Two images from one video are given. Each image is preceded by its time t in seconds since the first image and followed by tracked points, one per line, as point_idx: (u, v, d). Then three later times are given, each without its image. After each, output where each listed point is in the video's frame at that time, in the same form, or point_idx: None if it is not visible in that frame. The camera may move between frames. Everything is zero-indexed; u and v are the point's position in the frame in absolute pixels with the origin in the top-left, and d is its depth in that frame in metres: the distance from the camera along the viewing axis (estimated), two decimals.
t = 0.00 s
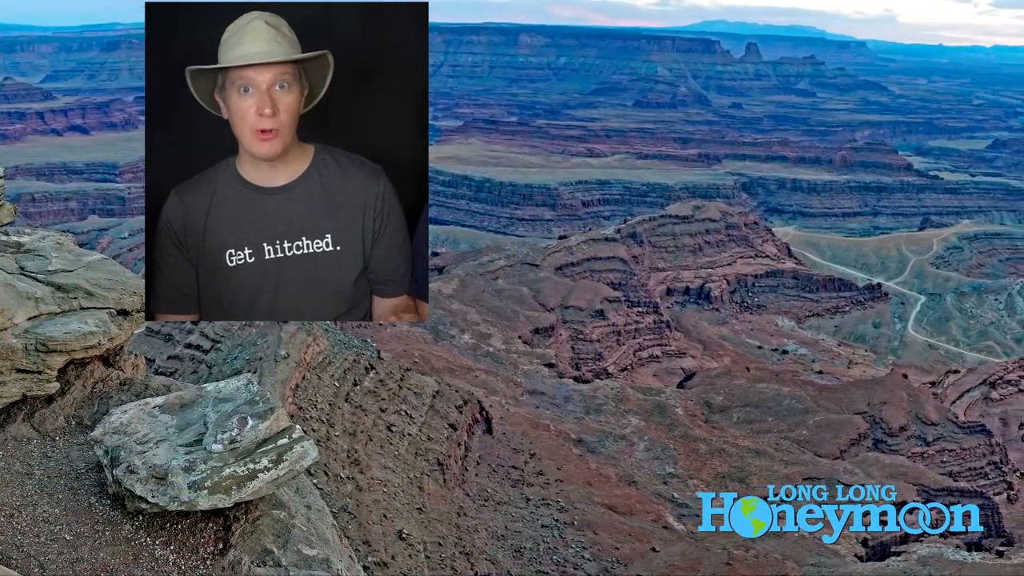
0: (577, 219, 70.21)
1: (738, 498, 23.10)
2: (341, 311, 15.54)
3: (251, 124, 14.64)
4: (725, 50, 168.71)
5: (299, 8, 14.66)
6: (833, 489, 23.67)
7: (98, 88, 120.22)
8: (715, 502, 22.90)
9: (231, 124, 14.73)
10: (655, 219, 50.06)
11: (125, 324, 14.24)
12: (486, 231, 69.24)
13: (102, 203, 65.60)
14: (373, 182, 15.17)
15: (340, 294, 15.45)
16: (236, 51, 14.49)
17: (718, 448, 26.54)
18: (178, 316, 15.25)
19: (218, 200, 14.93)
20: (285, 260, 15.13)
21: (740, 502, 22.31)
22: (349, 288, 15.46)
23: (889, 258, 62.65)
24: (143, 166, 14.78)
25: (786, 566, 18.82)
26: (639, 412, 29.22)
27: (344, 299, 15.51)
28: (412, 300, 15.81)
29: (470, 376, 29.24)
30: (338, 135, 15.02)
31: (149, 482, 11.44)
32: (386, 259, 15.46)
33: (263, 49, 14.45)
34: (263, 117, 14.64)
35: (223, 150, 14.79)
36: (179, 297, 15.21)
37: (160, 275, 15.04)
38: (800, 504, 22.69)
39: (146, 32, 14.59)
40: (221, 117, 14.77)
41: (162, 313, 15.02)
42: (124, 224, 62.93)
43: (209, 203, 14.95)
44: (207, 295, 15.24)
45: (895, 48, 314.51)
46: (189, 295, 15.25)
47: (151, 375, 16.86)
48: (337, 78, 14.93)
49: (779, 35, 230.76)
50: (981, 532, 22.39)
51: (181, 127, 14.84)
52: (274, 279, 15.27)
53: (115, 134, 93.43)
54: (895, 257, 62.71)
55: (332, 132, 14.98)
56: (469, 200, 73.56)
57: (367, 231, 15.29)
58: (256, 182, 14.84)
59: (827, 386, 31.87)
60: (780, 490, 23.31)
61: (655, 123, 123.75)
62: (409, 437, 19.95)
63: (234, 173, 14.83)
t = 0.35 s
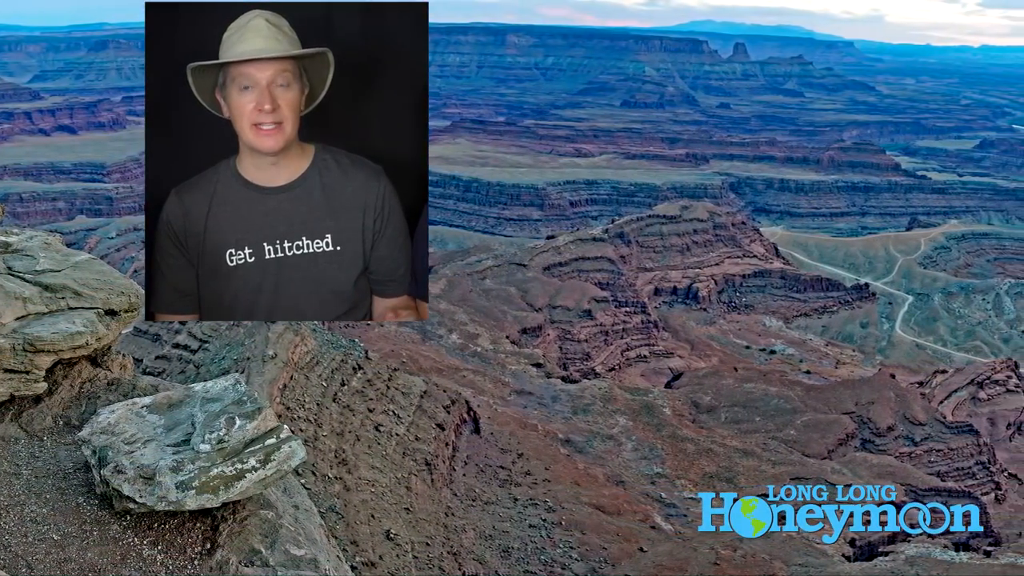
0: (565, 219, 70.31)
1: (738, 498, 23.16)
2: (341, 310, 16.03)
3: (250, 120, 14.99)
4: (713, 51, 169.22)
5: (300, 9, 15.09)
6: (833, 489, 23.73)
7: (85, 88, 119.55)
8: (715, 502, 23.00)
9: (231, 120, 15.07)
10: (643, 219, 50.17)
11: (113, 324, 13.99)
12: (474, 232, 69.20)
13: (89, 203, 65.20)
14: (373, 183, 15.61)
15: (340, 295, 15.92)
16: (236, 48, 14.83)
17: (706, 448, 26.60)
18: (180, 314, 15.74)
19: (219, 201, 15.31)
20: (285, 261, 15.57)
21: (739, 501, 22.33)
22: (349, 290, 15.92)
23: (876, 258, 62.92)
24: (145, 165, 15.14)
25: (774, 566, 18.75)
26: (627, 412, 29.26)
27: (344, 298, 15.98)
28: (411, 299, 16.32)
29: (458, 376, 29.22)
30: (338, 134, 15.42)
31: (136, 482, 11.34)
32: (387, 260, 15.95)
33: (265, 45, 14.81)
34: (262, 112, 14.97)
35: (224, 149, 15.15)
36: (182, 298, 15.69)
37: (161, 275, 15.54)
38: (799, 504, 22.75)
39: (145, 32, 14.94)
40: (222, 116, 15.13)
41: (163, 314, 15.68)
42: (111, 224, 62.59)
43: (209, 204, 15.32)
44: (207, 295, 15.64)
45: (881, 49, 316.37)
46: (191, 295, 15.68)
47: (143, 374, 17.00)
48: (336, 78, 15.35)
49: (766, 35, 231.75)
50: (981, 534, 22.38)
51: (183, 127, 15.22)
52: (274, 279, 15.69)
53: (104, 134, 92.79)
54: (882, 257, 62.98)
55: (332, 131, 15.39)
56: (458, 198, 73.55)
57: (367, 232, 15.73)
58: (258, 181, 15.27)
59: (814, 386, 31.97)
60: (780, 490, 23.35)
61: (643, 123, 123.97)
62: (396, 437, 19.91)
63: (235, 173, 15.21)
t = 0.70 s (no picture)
0: (553, 219, 70.35)
1: (738, 498, 23.22)
2: (341, 309, 17.02)
3: (250, 119, 15.97)
4: (701, 51, 169.56)
5: (301, 9, 16.13)
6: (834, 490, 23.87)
7: (72, 88, 118.83)
8: (715, 501, 23.13)
9: (233, 120, 16.08)
10: (630, 219, 50.25)
11: (101, 324, 13.86)
12: (463, 232, 69.10)
13: (76, 204, 64.84)
14: (373, 183, 16.59)
15: (340, 295, 16.94)
16: (237, 49, 15.84)
17: (694, 448, 26.64)
18: (183, 315, 16.93)
19: (219, 201, 16.36)
20: (286, 260, 16.62)
21: (739, 502, 22.38)
22: (349, 290, 16.93)
23: (864, 258, 63.16)
24: (151, 166, 16.24)
25: (762, 566, 18.78)
26: (615, 412, 29.27)
27: (344, 297, 16.96)
28: (410, 299, 17.36)
29: (445, 376, 29.18)
30: (340, 135, 16.42)
31: (124, 482, 11.20)
32: (386, 261, 16.97)
33: (263, 44, 15.79)
34: (260, 112, 15.95)
35: (223, 149, 16.19)
36: (185, 295, 16.84)
37: (165, 275, 16.73)
38: (799, 504, 22.88)
39: (150, 37, 16.13)
40: (222, 116, 16.18)
41: (164, 314, 16.93)
42: (99, 224, 62.32)
43: (210, 206, 16.39)
44: (210, 295, 16.77)
45: (868, 49, 317.43)
46: (195, 294, 16.82)
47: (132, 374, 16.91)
48: (336, 78, 16.38)
49: (754, 35, 232.46)
50: (981, 531, 22.59)
51: (186, 127, 16.33)
52: (275, 278, 16.75)
53: (91, 134, 92.24)
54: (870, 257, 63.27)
55: (332, 131, 16.38)
56: (447, 197, 73.41)
57: (367, 232, 16.74)
58: (257, 182, 16.29)
59: (802, 386, 32.05)
60: (780, 490, 23.49)
61: (632, 123, 124.10)
62: (384, 437, 19.85)
63: (235, 173, 16.23)
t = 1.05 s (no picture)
0: (541, 219, 70.33)
1: (737, 498, 23.27)
2: (341, 309, 16.81)
3: (250, 119, 15.77)
4: (689, 51, 169.75)
5: (302, 8, 15.97)
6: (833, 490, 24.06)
7: (60, 88, 118.18)
8: (715, 501, 23.25)
9: (233, 120, 15.89)
10: (618, 219, 50.33)
11: (88, 325, 13.71)
12: (451, 232, 68.96)
13: (64, 203, 64.56)
14: (373, 183, 16.39)
15: (340, 296, 16.71)
16: (238, 49, 15.66)
17: (682, 448, 26.66)
18: (183, 315, 16.74)
19: (220, 202, 16.14)
20: (286, 261, 16.39)
21: (740, 501, 22.41)
22: (349, 290, 16.70)
23: (852, 258, 63.36)
24: (151, 166, 16.06)
25: (749, 566, 18.80)
26: (602, 412, 29.27)
27: (344, 298, 16.74)
28: (410, 299, 17.20)
29: (433, 376, 29.10)
30: (340, 136, 16.29)
31: (111, 482, 11.11)
32: (386, 261, 16.75)
33: (264, 45, 15.60)
34: (261, 112, 15.76)
35: (225, 150, 16.04)
36: (184, 295, 16.64)
37: (166, 275, 16.51)
38: (799, 504, 23.04)
39: (150, 37, 15.94)
40: (223, 116, 16.02)
41: (165, 314, 16.76)
42: (87, 224, 62.10)
43: (211, 206, 16.16)
44: (210, 295, 16.55)
45: (855, 49, 318.70)
46: (195, 294, 16.61)
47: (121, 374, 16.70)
48: (338, 80, 16.25)
49: (742, 35, 233.06)
50: (980, 531, 23.10)
51: (188, 127, 16.16)
52: (276, 279, 16.51)
53: (79, 134, 91.73)
54: (858, 257, 63.50)
55: (332, 132, 16.24)
56: (435, 197, 73.31)
57: (367, 232, 16.50)
58: (259, 183, 16.09)
59: (789, 386, 32.11)
60: (780, 489, 23.64)
61: (620, 123, 124.25)
62: (372, 437, 19.78)
63: (236, 174, 16.05)
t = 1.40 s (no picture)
0: (529, 219, 70.30)
1: (738, 498, 23.20)
2: (342, 311, 15.68)
3: (251, 126, 14.88)
4: (677, 51, 170.09)
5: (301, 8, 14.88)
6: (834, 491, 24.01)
7: (49, 88, 117.76)
8: (714, 502, 23.03)
9: (233, 125, 14.96)
10: (606, 219, 50.40)
11: (76, 325, 13.59)
12: (440, 231, 68.93)
13: (52, 203, 64.41)
14: (375, 183, 15.38)
15: (341, 296, 15.60)
16: (237, 55, 14.71)
17: (669, 448, 26.67)
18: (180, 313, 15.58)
19: (221, 202, 15.15)
20: (287, 261, 15.29)
21: (739, 501, 22.35)
22: (350, 290, 15.61)
23: (840, 258, 63.58)
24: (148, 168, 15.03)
25: (736, 566, 18.80)
26: (590, 412, 29.25)
27: (345, 299, 15.65)
28: (413, 302, 16.07)
29: (421, 376, 29.01)
30: (341, 135, 15.24)
31: (99, 482, 11.03)
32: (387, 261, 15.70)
33: (265, 52, 14.68)
34: (261, 120, 14.87)
35: (224, 151, 15.03)
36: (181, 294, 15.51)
37: (163, 272, 15.43)
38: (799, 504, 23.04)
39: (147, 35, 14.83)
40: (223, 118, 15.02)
41: (162, 310, 15.60)
42: (74, 224, 61.87)
43: (212, 205, 15.16)
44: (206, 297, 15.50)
45: (843, 49, 319.74)
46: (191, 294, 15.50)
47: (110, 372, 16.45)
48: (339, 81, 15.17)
49: (730, 35, 233.60)
50: (978, 531, 23.33)
51: (185, 127, 15.10)
52: (276, 278, 15.37)
53: (66, 134, 91.39)
54: (845, 257, 63.73)
55: (333, 131, 15.19)
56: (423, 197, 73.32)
57: (368, 232, 15.51)
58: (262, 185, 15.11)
59: (777, 386, 32.14)
60: (780, 490, 23.69)
61: (608, 123, 124.44)
62: (360, 437, 19.70)
63: (237, 175, 15.08)
